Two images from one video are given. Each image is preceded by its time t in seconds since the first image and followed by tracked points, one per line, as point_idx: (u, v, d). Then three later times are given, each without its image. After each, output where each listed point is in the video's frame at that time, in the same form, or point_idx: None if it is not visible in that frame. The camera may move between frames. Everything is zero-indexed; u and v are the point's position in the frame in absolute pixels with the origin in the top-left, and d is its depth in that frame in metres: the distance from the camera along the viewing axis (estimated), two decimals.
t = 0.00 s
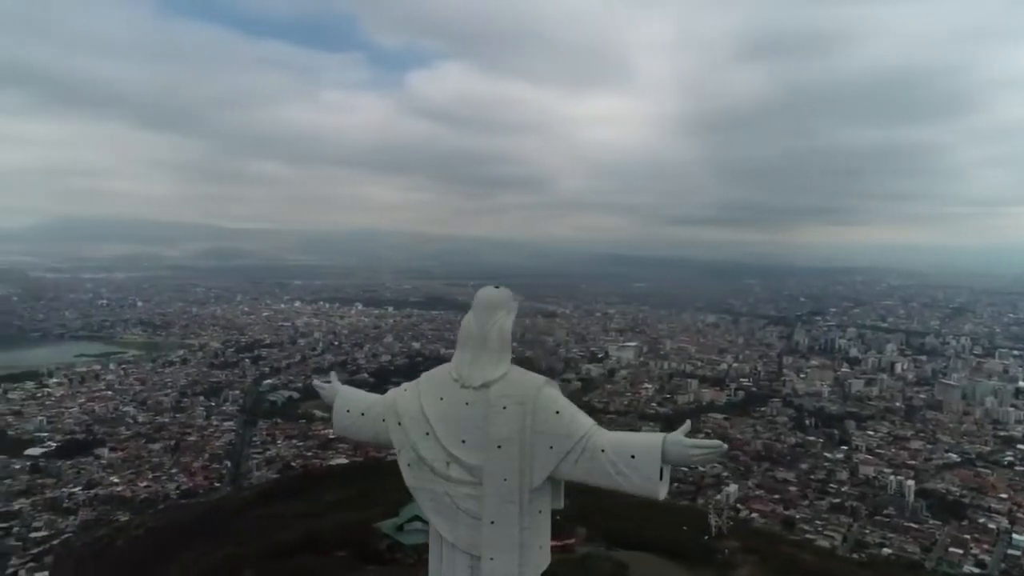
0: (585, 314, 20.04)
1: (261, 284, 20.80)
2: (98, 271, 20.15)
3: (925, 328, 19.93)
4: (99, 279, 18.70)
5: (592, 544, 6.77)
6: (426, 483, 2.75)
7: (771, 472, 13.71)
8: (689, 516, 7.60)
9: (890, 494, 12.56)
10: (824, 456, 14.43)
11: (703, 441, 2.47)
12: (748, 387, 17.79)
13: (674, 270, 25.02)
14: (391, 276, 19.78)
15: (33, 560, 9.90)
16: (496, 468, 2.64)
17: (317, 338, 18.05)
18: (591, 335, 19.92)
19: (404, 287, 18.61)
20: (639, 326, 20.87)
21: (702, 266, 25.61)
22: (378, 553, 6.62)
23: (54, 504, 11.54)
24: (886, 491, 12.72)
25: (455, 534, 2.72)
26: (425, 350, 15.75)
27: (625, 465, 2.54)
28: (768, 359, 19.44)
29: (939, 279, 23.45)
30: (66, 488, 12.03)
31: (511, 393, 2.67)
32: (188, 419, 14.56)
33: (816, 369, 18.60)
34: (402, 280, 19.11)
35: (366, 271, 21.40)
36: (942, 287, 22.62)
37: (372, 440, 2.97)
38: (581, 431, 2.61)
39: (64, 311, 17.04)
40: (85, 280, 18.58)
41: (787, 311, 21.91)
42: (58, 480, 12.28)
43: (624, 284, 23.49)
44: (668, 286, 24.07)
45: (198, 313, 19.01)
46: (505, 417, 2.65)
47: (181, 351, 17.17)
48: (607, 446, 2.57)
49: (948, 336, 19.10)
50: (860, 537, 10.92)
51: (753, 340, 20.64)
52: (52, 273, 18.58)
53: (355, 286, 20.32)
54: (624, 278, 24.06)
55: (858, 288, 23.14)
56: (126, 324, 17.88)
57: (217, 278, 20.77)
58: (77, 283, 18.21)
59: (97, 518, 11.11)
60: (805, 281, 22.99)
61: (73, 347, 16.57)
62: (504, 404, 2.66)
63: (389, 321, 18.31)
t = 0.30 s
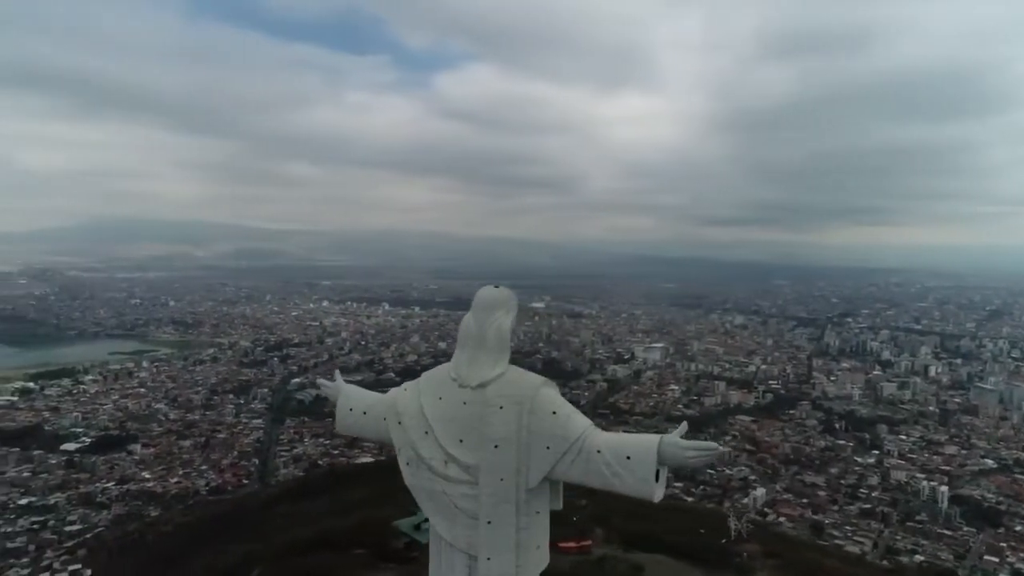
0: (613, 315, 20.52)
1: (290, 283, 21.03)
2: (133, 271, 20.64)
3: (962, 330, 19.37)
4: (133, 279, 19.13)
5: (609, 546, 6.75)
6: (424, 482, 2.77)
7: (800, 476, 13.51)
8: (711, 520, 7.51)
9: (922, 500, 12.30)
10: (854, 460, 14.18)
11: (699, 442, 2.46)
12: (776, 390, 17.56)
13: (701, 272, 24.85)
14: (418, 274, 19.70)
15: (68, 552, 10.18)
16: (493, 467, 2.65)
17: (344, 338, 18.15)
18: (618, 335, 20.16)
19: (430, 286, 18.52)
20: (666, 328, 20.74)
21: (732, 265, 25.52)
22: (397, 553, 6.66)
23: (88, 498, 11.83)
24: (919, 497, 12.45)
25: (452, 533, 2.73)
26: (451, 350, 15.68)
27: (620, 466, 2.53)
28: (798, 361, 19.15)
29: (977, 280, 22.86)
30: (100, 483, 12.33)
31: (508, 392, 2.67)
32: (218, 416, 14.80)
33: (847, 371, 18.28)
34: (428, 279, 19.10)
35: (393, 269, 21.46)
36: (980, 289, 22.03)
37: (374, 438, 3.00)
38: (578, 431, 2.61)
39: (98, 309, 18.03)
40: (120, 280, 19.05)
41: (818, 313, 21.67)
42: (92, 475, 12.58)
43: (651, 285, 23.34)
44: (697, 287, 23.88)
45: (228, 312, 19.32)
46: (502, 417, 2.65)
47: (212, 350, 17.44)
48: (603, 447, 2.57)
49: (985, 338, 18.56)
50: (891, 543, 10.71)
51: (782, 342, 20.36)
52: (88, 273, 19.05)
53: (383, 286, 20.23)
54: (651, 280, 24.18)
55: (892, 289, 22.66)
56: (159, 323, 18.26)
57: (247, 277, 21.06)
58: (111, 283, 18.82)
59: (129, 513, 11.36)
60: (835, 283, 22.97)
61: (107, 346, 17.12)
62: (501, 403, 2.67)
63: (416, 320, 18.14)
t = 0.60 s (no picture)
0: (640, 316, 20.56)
1: (319, 283, 21.26)
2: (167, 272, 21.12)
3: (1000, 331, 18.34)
4: (167, 279, 19.54)
5: (626, 548, 6.72)
6: (424, 481, 2.79)
7: (830, 480, 13.30)
8: (732, 524, 7.42)
9: (957, 506, 12.01)
10: (887, 465, 13.90)
11: (695, 444, 2.44)
12: (806, 392, 17.30)
13: (731, 274, 24.65)
14: (444, 273, 19.65)
15: (101, 546, 10.43)
16: (490, 467, 2.66)
17: (371, 337, 18.13)
18: (645, 337, 20.10)
19: (457, 286, 18.54)
20: (694, 329, 20.60)
21: (764, 265, 25.24)
22: (418, 552, 6.68)
23: (121, 493, 12.10)
24: (953, 503, 12.16)
25: (451, 533, 2.75)
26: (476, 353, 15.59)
27: (616, 467, 2.52)
28: (829, 363, 18.85)
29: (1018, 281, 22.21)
30: (133, 479, 12.61)
31: (505, 393, 2.68)
32: (248, 414, 15.03)
33: (880, 374, 17.92)
34: (454, 279, 19.14)
35: (420, 268, 21.53)
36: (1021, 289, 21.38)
37: (376, 436, 3.03)
38: (574, 432, 2.60)
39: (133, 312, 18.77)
40: (155, 281, 19.51)
41: (850, 315, 21.32)
42: (125, 471, 12.86)
43: (680, 286, 23.18)
44: (725, 290, 23.70)
45: (258, 311, 19.62)
46: (499, 417, 2.66)
47: (243, 348, 17.70)
48: (599, 447, 2.56)
49: None
50: (924, 549, 10.49)
51: (813, 344, 20.06)
52: (123, 273, 19.52)
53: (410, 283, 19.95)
54: (679, 282, 24.09)
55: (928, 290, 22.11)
56: (192, 323, 18.62)
57: (278, 277, 21.35)
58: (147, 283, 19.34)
59: (160, 508, 11.59)
60: (869, 284, 22.50)
61: (141, 345, 17.49)
62: (498, 403, 2.68)
63: (443, 318, 17.73)
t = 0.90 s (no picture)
0: (666, 317, 20.64)
1: (347, 283, 21.45)
2: (199, 271, 21.53)
3: None
4: (199, 279, 19.91)
5: (643, 551, 6.69)
6: (423, 480, 2.81)
7: (860, 485, 13.07)
8: (751, 527, 7.35)
9: (992, 513, 11.71)
10: (919, 470, 13.61)
11: (691, 446, 2.42)
12: (837, 395, 17.02)
13: (760, 276, 24.45)
14: (470, 272, 19.68)
15: (132, 541, 10.65)
16: (486, 466, 2.67)
17: (398, 335, 18.11)
18: (672, 339, 19.97)
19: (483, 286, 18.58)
20: (722, 331, 20.43)
21: (795, 266, 24.88)
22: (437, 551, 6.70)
23: (153, 489, 12.34)
24: (989, 510, 11.86)
25: (449, 532, 2.76)
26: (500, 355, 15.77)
27: (611, 468, 2.51)
28: (860, 366, 18.52)
29: None
30: (164, 475, 12.85)
31: (502, 392, 2.68)
32: (275, 412, 15.23)
33: (913, 377, 17.53)
34: (480, 278, 19.18)
35: (447, 267, 21.59)
36: None
37: (378, 435, 3.06)
38: (570, 431, 2.60)
39: (167, 312, 19.24)
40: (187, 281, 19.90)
41: (883, 317, 20.91)
42: (157, 467, 13.11)
43: (708, 286, 22.99)
44: (754, 292, 23.47)
45: (287, 310, 19.87)
46: (496, 416, 2.67)
47: (271, 347, 17.92)
48: (595, 448, 2.55)
49: None
50: (957, 557, 10.25)
51: (844, 346, 19.73)
52: (157, 273, 19.93)
53: (437, 281, 19.78)
54: (707, 283, 23.93)
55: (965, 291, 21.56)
56: (222, 322, 18.93)
57: (307, 277, 21.60)
58: (179, 283, 19.79)
59: (190, 504, 11.79)
60: (902, 285, 22.05)
61: (173, 344, 17.85)
62: (495, 403, 2.68)
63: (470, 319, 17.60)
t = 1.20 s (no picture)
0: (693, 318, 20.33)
1: (375, 282, 21.62)
2: (231, 272, 21.90)
3: None
4: (230, 277, 20.18)
5: (661, 553, 6.67)
6: (422, 479, 2.82)
7: (893, 490, 12.81)
8: (771, 533, 7.25)
9: None
10: (954, 476, 13.26)
11: (686, 448, 2.40)
12: (869, 399, 16.72)
13: (790, 278, 24.09)
14: (496, 274, 19.73)
15: (163, 536, 10.86)
16: (484, 466, 2.67)
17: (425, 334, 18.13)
18: (700, 340, 19.80)
19: (509, 285, 18.63)
20: (751, 333, 20.22)
21: (827, 267, 24.47)
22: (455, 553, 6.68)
23: (184, 484, 12.58)
24: None
25: (448, 531, 2.77)
26: (527, 350, 16.66)
27: (607, 469, 2.49)
28: (893, 369, 18.15)
29: None
30: (195, 471, 13.08)
31: (499, 392, 2.68)
32: (303, 411, 15.43)
33: (949, 381, 17.06)
34: (507, 278, 19.25)
35: (474, 267, 21.67)
36: None
37: (381, 433, 3.08)
38: (567, 432, 2.59)
39: (200, 311, 19.63)
40: (219, 281, 20.26)
41: (917, 318, 20.42)
42: (187, 463, 13.35)
43: (737, 287, 22.81)
44: (784, 293, 23.21)
45: (316, 310, 20.09)
46: (493, 416, 2.67)
47: (300, 346, 18.14)
48: (590, 449, 2.54)
49: None
50: (994, 565, 9.98)
51: (877, 349, 19.37)
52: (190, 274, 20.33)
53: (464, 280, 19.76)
54: (736, 284, 23.73)
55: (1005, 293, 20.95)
56: (252, 321, 19.22)
57: (336, 277, 21.83)
58: (211, 284, 20.16)
59: (220, 500, 11.98)
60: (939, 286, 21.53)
61: (204, 343, 18.18)
62: (492, 403, 2.68)
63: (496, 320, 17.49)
